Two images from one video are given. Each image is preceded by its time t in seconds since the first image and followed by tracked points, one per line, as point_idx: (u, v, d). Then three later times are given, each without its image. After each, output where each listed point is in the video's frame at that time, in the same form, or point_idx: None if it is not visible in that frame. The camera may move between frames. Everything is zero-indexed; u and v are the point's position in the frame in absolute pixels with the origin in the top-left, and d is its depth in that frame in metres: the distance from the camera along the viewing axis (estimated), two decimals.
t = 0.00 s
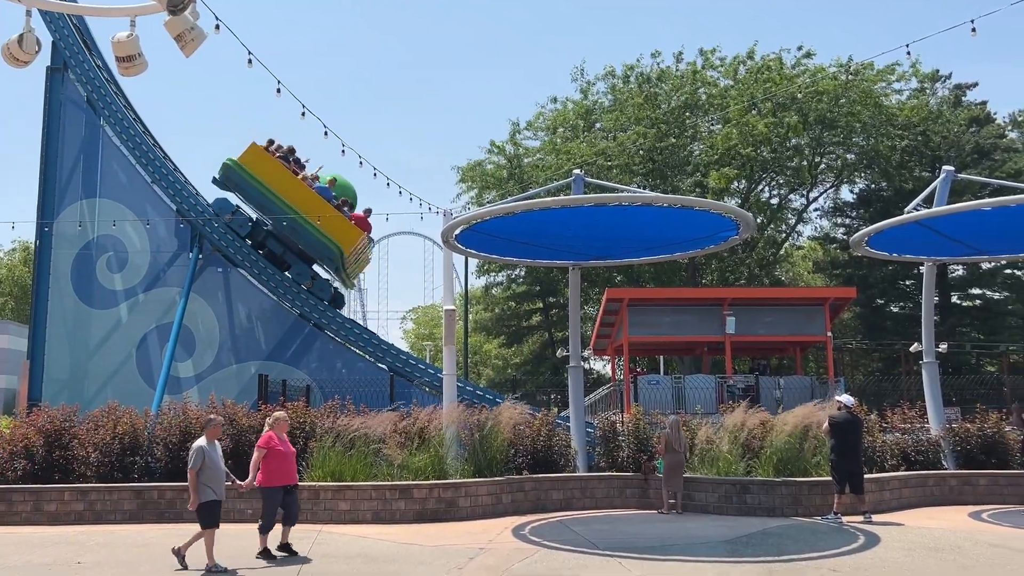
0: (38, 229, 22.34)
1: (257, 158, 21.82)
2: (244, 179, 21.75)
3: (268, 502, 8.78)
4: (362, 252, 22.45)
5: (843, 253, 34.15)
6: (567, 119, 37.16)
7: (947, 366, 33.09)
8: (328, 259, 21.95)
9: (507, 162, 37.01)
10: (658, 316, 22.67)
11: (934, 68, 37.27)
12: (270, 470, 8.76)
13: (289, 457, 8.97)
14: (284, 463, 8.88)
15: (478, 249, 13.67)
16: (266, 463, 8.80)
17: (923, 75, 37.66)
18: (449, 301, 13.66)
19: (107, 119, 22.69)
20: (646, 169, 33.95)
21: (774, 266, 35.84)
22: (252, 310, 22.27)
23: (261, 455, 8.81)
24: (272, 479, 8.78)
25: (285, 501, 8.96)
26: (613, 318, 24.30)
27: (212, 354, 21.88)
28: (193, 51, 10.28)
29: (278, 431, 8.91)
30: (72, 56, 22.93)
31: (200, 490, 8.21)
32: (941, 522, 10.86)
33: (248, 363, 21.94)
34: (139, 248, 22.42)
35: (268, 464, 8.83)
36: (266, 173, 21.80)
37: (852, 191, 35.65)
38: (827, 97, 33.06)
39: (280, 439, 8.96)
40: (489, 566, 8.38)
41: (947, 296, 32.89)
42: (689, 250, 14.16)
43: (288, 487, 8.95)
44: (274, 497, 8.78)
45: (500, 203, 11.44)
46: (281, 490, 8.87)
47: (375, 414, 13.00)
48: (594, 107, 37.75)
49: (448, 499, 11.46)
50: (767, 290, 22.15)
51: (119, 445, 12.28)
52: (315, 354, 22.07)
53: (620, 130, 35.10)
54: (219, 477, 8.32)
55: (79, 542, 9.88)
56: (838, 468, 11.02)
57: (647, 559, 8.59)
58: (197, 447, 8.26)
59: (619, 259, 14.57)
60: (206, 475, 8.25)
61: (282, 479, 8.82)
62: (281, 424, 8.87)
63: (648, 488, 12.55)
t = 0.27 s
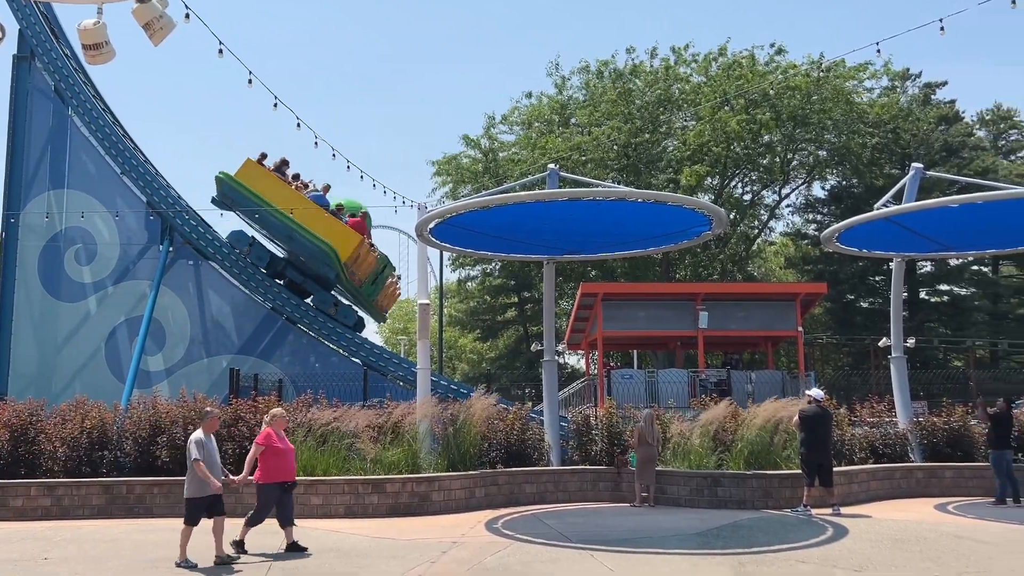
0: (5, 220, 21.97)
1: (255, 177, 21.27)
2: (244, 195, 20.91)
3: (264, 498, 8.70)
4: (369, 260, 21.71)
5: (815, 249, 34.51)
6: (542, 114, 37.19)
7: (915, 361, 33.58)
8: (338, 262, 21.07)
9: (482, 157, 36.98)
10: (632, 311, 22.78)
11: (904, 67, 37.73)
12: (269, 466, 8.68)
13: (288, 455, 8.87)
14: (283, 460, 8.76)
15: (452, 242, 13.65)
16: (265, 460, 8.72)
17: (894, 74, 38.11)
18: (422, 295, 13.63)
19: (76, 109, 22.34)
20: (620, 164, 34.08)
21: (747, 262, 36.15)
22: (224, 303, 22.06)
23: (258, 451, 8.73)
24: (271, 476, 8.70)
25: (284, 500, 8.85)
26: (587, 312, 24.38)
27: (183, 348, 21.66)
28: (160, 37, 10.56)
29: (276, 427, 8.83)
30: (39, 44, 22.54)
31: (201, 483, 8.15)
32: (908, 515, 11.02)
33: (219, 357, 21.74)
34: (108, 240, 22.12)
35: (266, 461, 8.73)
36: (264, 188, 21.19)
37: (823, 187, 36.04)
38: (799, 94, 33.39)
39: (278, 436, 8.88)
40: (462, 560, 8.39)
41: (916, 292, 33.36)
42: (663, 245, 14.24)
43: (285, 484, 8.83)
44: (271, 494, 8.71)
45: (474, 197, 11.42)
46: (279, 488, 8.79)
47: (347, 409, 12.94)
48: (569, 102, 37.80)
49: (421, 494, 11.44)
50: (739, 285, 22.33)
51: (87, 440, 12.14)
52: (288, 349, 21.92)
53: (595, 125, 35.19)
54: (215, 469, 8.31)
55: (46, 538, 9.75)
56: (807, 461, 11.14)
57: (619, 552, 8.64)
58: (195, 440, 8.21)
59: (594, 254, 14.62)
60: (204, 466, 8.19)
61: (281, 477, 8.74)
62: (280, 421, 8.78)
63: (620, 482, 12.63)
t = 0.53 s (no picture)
0: None
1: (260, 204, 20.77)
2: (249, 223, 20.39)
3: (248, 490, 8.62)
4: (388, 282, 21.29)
5: (775, 244, 34.97)
6: (507, 107, 37.17)
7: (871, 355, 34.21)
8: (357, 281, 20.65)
9: (446, 149, 36.85)
10: (595, 304, 22.89)
11: (864, 65, 38.31)
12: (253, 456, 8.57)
13: (274, 445, 8.76)
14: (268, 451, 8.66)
15: (415, 235, 13.60)
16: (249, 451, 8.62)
17: (854, 72, 38.66)
18: (385, 288, 13.56)
19: (30, 95, 21.84)
20: (585, 158, 34.20)
21: (709, 256, 36.51)
22: (184, 295, 21.74)
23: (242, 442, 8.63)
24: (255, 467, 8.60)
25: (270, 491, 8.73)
26: (552, 305, 24.44)
27: (141, 340, 21.31)
28: (116, 21, 10.16)
29: (260, 418, 8.73)
30: None
31: (191, 476, 8.06)
32: (862, 505, 11.23)
33: (178, 349, 21.42)
34: (63, 230, 21.65)
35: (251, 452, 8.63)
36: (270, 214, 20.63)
37: (784, 183, 36.51)
38: (761, 91, 33.79)
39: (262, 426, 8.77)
40: (423, 552, 8.38)
41: (873, 287, 33.96)
42: (626, 238, 14.32)
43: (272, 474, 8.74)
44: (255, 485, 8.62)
45: (438, 189, 11.38)
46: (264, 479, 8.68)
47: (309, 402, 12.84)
48: (534, 95, 37.80)
49: (383, 487, 11.40)
50: (701, 280, 22.55)
51: (41, 433, 11.90)
52: (249, 341, 21.70)
53: (560, 119, 35.25)
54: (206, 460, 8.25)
55: None
56: (765, 452, 11.30)
57: (580, 543, 8.69)
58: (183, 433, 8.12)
59: (557, 247, 14.66)
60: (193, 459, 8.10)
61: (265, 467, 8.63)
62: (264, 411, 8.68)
63: (582, 474, 12.71)
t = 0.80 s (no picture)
0: None
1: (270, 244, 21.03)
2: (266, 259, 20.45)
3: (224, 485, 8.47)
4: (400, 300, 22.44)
5: (727, 239, 35.47)
6: (463, 99, 37.04)
7: (818, 348, 34.93)
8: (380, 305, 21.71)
9: (401, 139, 36.60)
10: (549, 297, 22.96)
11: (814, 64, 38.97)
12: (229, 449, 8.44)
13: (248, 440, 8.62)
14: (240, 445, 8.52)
15: (367, 225, 13.49)
16: (224, 445, 8.48)
17: (805, 70, 39.33)
18: (337, 279, 13.41)
19: None
20: (541, 151, 34.26)
21: (662, 250, 36.88)
22: (131, 285, 21.28)
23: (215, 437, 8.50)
24: (231, 460, 8.46)
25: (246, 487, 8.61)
26: (506, 298, 24.45)
27: (85, 330, 20.84)
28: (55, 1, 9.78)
29: (234, 412, 8.62)
30: None
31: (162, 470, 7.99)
32: (807, 495, 11.46)
33: (124, 340, 20.96)
34: (3, 217, 21.06)
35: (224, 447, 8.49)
36: (283, 252, 20.93)
37: (736, 179, 37.02)
38: (714, 87, 34.21)
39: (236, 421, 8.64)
40: (373, 545, 8.33)
41: (821, 282, 34.66)
42: (580, 232, 14.38)
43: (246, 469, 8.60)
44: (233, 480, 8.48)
45: (390, 179, 11.30)
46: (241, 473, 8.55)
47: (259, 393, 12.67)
48: (490, 87, 37.73)
49: (334, 479, 11.32)
50: (654, 273, 22.75)
51: None
52: (198, 331, 21.27)
53: (515, 111, 35.25)
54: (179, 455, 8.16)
55: None
56: (714, 443, 11.47)
57: (531, 534, 8.73)
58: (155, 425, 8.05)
59: (511, 239, 14.67)
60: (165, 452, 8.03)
61: (242, 461, 8.50)
62: (239, 404, 8.56)
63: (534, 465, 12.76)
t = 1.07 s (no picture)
0: None
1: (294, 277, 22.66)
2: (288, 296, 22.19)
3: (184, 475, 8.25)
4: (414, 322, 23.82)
5: (670, 234, 35.93)
6: (410, 89, 36.76)
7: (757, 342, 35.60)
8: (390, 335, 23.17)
9: (346, 128, 36.17)
10: (494, 288, 22.96)
11: (757, 62, 39.62)
12: (194, 438, 8.26)
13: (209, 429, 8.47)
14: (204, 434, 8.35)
15: (310, 214, 13.31)
16: (188, 434, 8.29)
17: (748, 68, 39.95)
18: (279, 268, 13.21)
19: None
20: (487, 143, 34.19)
21: (607, 244, 37.12)
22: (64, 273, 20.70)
23: (177, 426, 8.29)
24: (195, 449, 8.28)
25: (206, 477, 8.45)
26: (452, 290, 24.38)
27: (15, 320, 20.27)
28: None
29: (198, 400, 8.45)
30: None
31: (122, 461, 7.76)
32: (744, 484, 11.69)
33: (55, 330, 20.37)
34: None
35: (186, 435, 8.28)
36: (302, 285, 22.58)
37: (680, 174, 37.47)
38: (659, 83, 34.55)
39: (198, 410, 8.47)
40: (312, 537, 8.23)
41: (761, 277, 35.32)
42: (525, 224, 14.40)
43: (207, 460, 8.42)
44: (193, 469, 8.29)
45: (334, 167, 11.14)
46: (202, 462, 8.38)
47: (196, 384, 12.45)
48: (437, 78, 37.50)
49: (273, 472, 11.16)
50: (599, 266, 22.89)
51: None
52: (134, 322, 20.79)
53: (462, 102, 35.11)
54: (142, 445, 7.96)
55: None
56: (654, 434, 11.61)
57: (472, 525, 8.72)
58: (117, 413, 7.82)
59: (457, 230, 14.62)
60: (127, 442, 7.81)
61: (206, 450, 8.34)
62: (204, 393, 8.45)
63: (478, 457, 12.76)
